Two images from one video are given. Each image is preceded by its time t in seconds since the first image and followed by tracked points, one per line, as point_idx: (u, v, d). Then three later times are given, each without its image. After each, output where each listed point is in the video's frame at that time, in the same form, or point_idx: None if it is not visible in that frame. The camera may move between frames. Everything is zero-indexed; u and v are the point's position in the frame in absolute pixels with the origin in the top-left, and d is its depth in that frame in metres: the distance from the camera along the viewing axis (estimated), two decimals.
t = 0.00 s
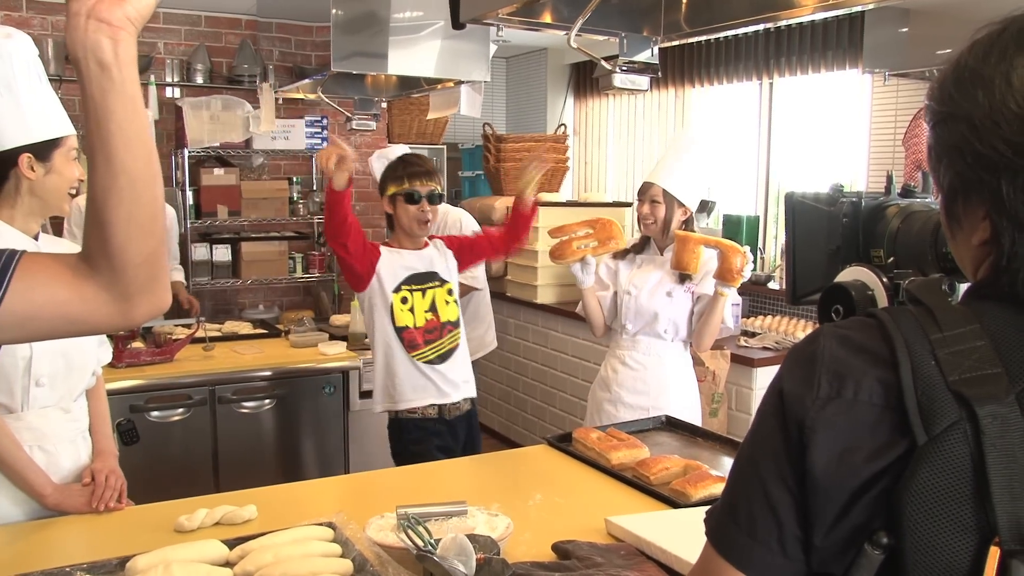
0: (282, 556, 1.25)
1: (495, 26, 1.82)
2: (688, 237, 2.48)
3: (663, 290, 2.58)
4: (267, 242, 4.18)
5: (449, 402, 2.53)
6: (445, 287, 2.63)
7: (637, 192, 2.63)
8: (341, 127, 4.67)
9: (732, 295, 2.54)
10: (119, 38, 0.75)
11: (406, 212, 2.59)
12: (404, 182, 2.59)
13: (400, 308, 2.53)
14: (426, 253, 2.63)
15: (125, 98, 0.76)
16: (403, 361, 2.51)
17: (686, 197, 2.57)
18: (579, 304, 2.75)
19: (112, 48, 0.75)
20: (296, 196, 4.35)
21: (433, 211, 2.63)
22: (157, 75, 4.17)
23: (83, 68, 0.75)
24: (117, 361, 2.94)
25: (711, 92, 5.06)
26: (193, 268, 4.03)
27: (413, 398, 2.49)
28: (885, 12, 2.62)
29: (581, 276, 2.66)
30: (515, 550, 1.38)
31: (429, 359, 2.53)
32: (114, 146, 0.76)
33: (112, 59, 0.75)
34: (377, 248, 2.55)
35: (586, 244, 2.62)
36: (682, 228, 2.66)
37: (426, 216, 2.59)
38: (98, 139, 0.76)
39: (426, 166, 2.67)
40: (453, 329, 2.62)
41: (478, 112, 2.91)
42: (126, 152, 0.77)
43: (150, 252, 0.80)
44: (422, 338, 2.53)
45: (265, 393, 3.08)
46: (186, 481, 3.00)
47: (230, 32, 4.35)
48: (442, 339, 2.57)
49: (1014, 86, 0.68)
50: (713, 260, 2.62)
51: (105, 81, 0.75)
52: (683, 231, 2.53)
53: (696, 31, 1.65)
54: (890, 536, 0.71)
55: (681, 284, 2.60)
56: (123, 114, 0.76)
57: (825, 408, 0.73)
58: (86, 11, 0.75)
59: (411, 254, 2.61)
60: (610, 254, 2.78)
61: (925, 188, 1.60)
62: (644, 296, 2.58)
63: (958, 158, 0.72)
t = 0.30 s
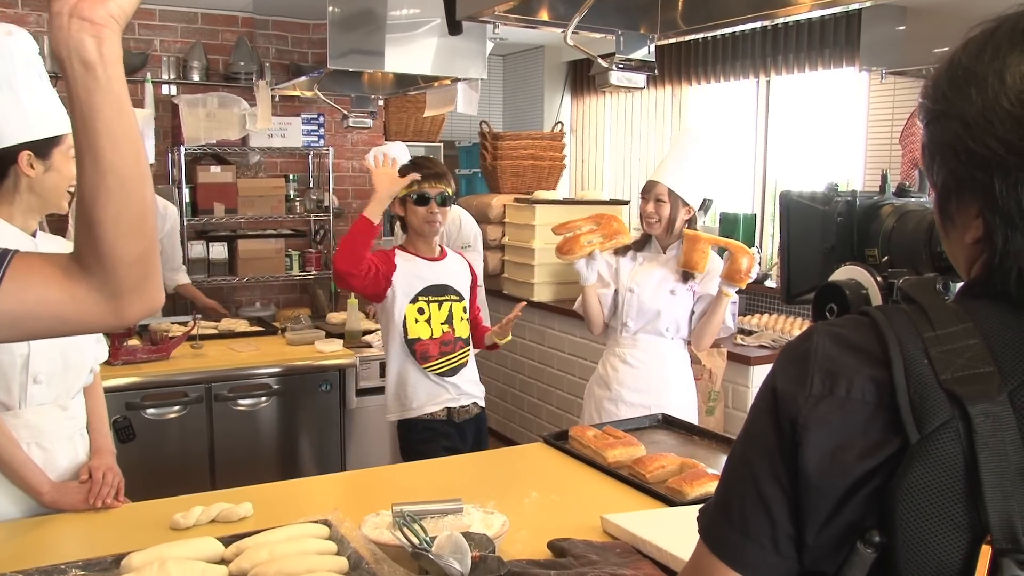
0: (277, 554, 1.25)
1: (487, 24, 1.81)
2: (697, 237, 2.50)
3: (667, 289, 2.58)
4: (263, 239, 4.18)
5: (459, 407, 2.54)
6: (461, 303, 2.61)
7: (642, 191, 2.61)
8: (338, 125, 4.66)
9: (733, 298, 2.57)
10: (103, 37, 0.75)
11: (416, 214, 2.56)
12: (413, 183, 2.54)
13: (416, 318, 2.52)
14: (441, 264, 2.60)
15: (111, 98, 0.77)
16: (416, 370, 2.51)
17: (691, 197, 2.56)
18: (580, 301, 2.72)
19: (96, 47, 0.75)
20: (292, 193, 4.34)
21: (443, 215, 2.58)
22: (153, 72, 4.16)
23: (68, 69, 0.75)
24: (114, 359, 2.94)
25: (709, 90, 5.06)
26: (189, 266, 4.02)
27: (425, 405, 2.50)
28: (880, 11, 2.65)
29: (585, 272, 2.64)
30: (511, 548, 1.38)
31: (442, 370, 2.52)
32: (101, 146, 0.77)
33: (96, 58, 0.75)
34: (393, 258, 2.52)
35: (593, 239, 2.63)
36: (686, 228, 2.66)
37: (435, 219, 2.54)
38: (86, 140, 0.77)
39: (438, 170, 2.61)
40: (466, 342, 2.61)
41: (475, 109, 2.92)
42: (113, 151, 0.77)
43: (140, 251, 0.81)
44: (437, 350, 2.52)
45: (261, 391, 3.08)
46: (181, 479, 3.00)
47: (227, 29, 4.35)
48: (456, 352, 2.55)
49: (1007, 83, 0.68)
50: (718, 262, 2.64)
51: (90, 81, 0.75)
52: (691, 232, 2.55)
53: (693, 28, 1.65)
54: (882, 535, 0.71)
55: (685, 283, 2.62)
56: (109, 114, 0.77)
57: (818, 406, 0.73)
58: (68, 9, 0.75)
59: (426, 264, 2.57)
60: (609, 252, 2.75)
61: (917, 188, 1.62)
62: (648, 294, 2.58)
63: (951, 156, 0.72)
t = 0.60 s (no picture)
0: (278, 551, 1.25)
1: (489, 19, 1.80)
2: (699, 233, 2.50)
3: (668, 285, 2.57)
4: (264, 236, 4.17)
5: (466, 404, 2.53)
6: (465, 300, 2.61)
7: (644, 188, 2.61)
8: (338, 120, 4.65)
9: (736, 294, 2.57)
10: (92, 33, 0.75)
11: (418, 213, 2.54)
12: (415, 183, 2.51)
13: (422, 316, 2.51)
14: (446, 262, 2.59)
15: (101, 94, 0.76)
16: (421, 367, 2.50)
17: (692, 194, 2.54)
18: (581, 297, 2.71)
19: (85, 42, 0.75)
20: (293, 190, 4.33)
21: (446, 215, 2.56)
22: (153, 68, 4.15)
23: (58, 66, 0.75)
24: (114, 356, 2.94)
25: (711, 86, 5.06)
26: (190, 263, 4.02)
27: (431, 402, 2.49)
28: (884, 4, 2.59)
29: (587, 267, 2.65)
30: (512, 545, 1.38)
31: (448, 367, 2.52)
32: (92, 142, 0.76)
33: (86, 54, 0.75)
34: (400, 256, 2.49)
35: (596, 235, 2.64)
36: (688, 224, 2.65)
37: (439, 218, 2.53)
38: (76, 137, 0.76)
39: (444, 168, 2.59)
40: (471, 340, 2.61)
41: (476, 105, 2.93)
42: (105, 148, 0.77)
43: (133, 248, 0.81)
44: (443, 348, 2.51)
45: (262, 388, 3.08)
46: (183, 477, 3.00)
47: (227, 25, 4.34)
48: (462, 350, 2.55)
49: (1009, 78, 0.67)
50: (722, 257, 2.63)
51: (80, 77, 0.75)
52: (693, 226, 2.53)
53: (694, 24, 1.65)
54: (884, 530, 0.70)
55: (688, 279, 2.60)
56: (100, 110, 0.76)
57: (819, 401, 0.72)
58: (56, 5, 0.74)
59: (432, 262, 2.56)
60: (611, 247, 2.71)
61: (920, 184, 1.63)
62: (648, 291, 2.57)
63: (953, 150, 0.71)
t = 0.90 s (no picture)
0: (272, 554, 1.23)
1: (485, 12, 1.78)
2: (698, 229, 2.48)
3: (669, 282, 2.55)
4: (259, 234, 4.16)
5: (466, 402, 2.50)
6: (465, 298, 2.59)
7: (643, 184, 2.58)
8: (333, 115, 4.61)
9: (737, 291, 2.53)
10: (74, 27, 0.73)
11: (417, 211, 2.49)
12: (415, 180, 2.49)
13: (421, 316, 2.48)
14: (446, 261, 2.56)
15: (83, 89, 0.74)
16: (421, 367, 2.48)
17: (692, 189, 2.51)
18: (581, 296, 2.70)
19: (67, 37, 0.73)
20: (287, 186, 4.29)
21: (447, 212, 2.51)
22: (144, 62, 4.12)
23: (39, 61, 0.73)
24: (104, 356, 2.91)
25: (712, 79, 5.00)
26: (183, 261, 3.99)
27: (431, 401, 2.46)
28: None
29: (585, 265, 2.61)
30: (511, 547, 1.35)
31: (447, 367, 2.49)
32: (74, 137, 0.74)
33: (67, 49, 0.73)
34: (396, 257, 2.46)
35: (593, 232, 2.60)
36: (689, 220, 2.62)
37: (438, 215, 2.49)
38: (58, 132, 0.74)
39: (443, 166, 2.56)
40: (471, 340, 2.58)
41: (473, 100, 2.88)
42: (88, 144, 0.75)
43: (119, 246, 0.78)
44: (442, 348, 2.48)
45: (256, 388, 3.05)
46: (176, 479, 2.97)
47: (219, 18, 4.29)
48: (462, 350, 2.52)
49: (1016, 68, 0.66)
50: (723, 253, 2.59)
51: (61, 72, 0.73)
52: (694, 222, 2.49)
53: (695, 15, 1.60)
54: (889, 529, 0.70)
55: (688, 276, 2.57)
56: (81, 105, 0.75)
57: (822, 398, 0.71)
58: None
59: (431, 261, 2.53)
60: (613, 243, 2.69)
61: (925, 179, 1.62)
62: (648, 288, 2.55)
63: (958, 143, 0.70)
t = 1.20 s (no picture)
0: (264, 559, 1.19)
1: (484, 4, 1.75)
2: (704, 228, 2.44)
3: (673, 282, 2.52)
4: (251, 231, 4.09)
5: (462, 402, 2.46)
6: (462, 300, 2.55)
7: (647, 181, 2.54)
8: (327, 111, 4.52)
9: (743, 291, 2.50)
10: (61, 21, 0.70)
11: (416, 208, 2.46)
12: (414, 178, 2.47)
13: (417, 318, 2.44)
14: (443, 262, 2.52)
15: (70, 85, 0.71)
16: (419, 370, 2.44)
17: (697, 186, 2.48)
18: (581, 296, 2.66)
19: (53, 31, 0.69)
20: (281, 182, 4.26)
21: (446, 211, 2.49)
22: (133, 54, 4.05)
23: (25, 57, 0.70)
24: (92, 356, 2.88)
25: (716, 74, 5.01)
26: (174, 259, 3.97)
27: (427, 402, 2.43)
28: None
29: (587, 264, 2.57)
30: (508, 552, 1.32)
31: (444, 370, 2.45)
32: (61, 135, 0.71)
33: (54, 45, 0.70)
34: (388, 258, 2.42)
35: (595, 229, 2.57)
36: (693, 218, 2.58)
37: (437, 213, 2.45)
38: (44, 129, 0.71)
39: (441, 164, 2.53)
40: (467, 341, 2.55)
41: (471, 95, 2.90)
42: (76, 141, 0.72)
43: (107, 246, 0.76)
44: (439, 351, 2.45)
45: (248, 389, 3.02)
46: (166, 481, 2.94)
47: (210, 9, 4.24)
48: (459, 352, 2.49)
49: None
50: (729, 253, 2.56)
51: (47, 67, 0.70)
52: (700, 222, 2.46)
53: (699, 9, 1.59)
54: (895, 533, 0.69)
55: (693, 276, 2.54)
56: (69, 102, 0.71)
57: (826, 398, 0.71)
58: None
59: (427, 262, 2.49)
60: (616, 242, 2.66)
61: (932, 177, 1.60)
62: (652, 288, 2.52)
63: (965, 139, 0.69)
